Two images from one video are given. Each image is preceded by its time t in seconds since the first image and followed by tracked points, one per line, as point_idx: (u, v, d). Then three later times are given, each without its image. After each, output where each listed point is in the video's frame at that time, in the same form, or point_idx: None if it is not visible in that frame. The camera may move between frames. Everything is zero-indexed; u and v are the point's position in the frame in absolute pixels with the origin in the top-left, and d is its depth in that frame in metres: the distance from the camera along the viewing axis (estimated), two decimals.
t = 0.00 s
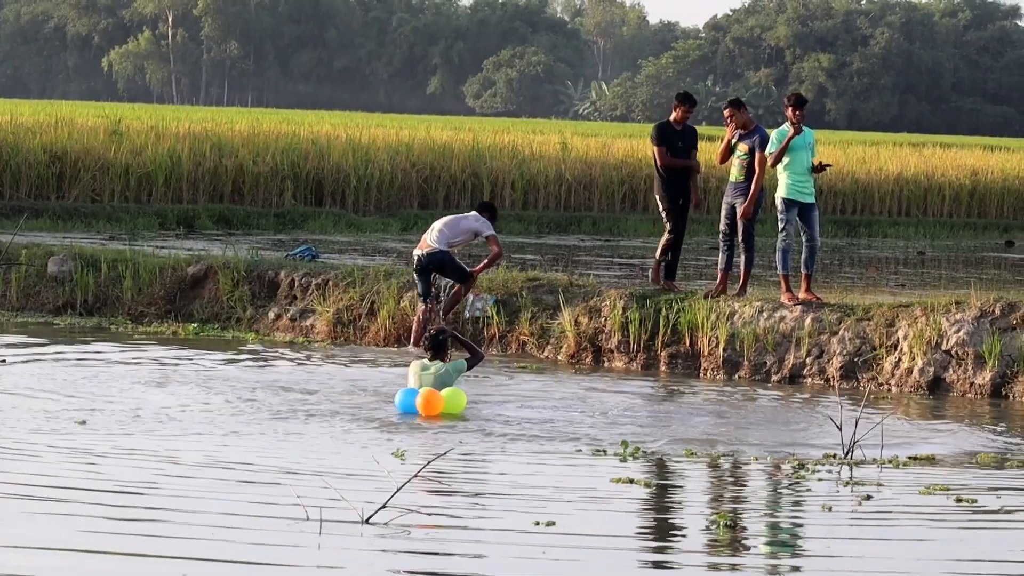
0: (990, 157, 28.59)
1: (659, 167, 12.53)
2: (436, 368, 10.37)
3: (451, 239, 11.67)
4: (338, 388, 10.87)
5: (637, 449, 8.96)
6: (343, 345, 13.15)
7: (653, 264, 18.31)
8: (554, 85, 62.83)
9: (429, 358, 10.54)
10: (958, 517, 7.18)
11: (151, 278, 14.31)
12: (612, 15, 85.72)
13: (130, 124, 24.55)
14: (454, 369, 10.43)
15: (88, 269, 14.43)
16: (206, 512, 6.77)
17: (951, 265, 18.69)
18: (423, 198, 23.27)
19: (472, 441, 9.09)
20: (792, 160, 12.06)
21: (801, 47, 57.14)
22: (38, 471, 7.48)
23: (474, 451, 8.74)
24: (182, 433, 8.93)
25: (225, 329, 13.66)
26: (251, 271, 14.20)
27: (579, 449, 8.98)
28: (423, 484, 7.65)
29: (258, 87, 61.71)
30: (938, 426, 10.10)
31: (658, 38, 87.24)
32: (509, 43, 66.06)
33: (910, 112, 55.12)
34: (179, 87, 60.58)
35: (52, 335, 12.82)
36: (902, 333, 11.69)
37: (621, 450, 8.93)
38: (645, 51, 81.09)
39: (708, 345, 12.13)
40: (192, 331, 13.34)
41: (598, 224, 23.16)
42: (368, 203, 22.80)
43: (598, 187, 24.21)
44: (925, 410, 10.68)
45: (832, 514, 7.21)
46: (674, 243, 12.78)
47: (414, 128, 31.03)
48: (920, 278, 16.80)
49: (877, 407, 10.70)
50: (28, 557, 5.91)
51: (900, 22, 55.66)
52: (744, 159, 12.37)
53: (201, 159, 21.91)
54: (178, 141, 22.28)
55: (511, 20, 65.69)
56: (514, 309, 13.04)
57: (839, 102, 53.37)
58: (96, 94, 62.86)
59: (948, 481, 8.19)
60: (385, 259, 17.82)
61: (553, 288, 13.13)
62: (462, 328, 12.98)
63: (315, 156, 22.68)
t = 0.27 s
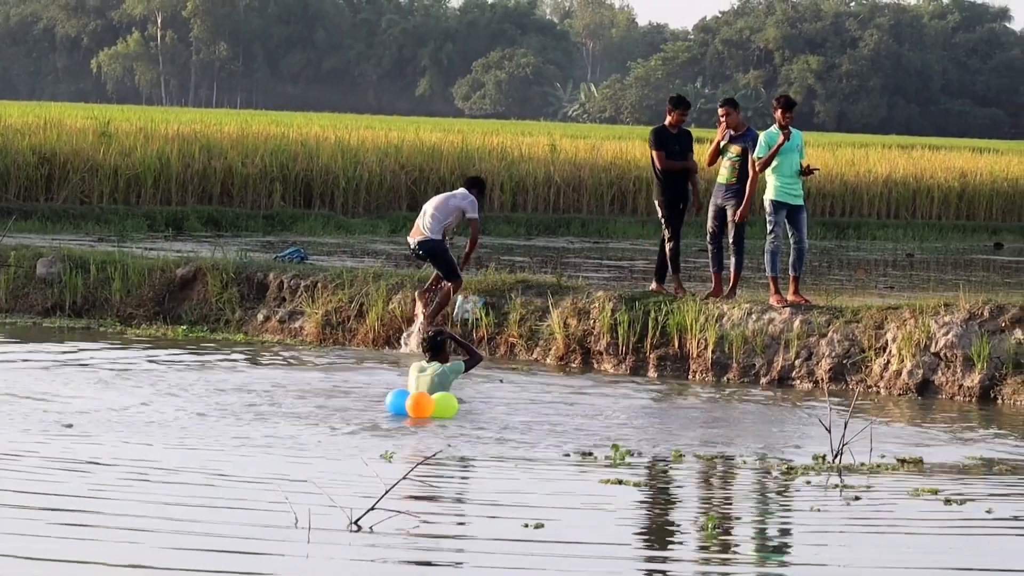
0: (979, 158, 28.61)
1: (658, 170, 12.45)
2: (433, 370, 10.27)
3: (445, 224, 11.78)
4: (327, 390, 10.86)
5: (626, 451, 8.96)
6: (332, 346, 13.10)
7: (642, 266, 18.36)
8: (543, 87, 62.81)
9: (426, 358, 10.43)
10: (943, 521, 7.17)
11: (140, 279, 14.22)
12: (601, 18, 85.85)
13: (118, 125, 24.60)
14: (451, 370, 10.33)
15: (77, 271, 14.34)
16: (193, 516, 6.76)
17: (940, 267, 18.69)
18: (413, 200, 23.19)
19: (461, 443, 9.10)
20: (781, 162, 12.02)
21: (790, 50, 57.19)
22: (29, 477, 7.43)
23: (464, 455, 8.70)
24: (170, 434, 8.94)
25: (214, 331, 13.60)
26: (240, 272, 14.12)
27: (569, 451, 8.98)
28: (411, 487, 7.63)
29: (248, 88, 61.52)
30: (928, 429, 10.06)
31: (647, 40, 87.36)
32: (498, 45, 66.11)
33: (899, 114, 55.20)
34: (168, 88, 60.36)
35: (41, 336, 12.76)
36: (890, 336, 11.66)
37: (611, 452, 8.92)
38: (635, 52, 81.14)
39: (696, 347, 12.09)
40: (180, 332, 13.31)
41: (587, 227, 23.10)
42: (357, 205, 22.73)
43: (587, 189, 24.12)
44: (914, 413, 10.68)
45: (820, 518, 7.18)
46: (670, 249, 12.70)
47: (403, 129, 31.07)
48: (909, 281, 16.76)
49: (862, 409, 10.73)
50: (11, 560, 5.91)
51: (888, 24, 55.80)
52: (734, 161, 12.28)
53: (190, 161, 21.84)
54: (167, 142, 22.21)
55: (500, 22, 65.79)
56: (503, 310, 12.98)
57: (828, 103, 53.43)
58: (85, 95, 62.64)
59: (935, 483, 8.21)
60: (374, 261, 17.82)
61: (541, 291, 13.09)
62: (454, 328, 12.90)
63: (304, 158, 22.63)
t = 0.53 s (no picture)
0: (973, 159, 28.63)
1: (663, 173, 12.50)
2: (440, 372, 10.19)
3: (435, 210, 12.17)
4: (322, 390, 10.87)
5: (620, 450, 8.96)
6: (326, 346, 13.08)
7: (636, 267, 18.38)
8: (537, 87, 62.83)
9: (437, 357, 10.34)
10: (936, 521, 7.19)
11: (134, 279, 14.21)
12: (596, 18, 85.90)
13: (111, 126, 24.64)
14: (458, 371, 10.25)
15: (72, 271, 14.32)
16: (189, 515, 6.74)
17: (934, 268, 18.71)
18: (407, 201, 23.19)
19: (455, 442, 9.12)
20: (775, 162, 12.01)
21: (785, 50, 57.25)
22: (26, 475, 7.44)
23: (458, 455, 8.70)
24: (163, 433, 8.95)
25: (208, 332, 13.59)
26: (235, 273, 14.11)
27: (564, 451, 9.00)
28: (404, 487, 7.64)
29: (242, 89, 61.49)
30: (922, 429, 10.09)
31: (641, 40, 87.45)
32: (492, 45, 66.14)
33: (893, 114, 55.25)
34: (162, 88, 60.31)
35: (36, 337, 12.75)
36: (885, 336, 11.67)
37: (606, 451, 8.93)
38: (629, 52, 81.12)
39: (691, 347, 12.10)
40: (175, 332, 13.32)
41: (581, 227, 23.08)
42: (351, 205, 22.71)
43: (581, 190, 24.16)
44: (908, 413, 10.69)
45: (813, 518, 7.18)
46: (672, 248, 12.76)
47: (398, 130, 31.09)
48: (902, 281, 16.78)
49: (856, 409, 10.77)
50: (10, 557, 5.91)
51: (882, 25, 55.88)
52: (729, 161, 12.22)
53: (185, 161, 21.83)
54: (161, 143, 22.20)
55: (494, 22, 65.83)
56: (497, 311, 12.95)
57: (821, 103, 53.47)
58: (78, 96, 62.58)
59: (928, 483, 8.23)
60: (369, 261, 17.84)
61: (535, 291, 13.07)
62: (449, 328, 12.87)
63: (298, 159, 22.63)
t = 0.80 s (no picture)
0: (969, 160, 28.64)
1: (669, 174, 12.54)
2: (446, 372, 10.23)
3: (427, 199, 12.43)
4: (319, 391, 10.86)
5: (618, 451, 8.96)
6: (322, 347, 13.07)
7: (632, 267, 18.41)
8: (533, 88, 62.85)
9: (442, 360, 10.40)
10: (932, 521, 7.20)
11: (131, 279, 14.20)
12: (592, 19, 85.93)
13: (107, 126, 24.66)
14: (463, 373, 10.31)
15: (68, 272, 14.30)
16: (186, 516, 6.75)
17: (929, 269, 18.73)
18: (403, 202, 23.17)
19: (452, 443, 9.12)
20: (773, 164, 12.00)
21: (781, 51, 57.30)
22: (24, 477, 7.42)
23: (455, 456, 8.69)
24: (159, 433, 8.96)
25: (204, 332, 13.59)
26: (231, 273, 14.10)
27: (561, 452, 8.99)
28: (401, 488, 7.63)
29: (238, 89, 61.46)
30: (918, 429, 10.11)
31: (637, 40, 87.51)
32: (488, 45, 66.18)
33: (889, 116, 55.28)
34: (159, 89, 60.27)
35: (33, 337, 12.74)
36: (881, 337, 11.68)
37: (603, 453, 8.92)
38: (625, 53, 81.11)
39: (687, 348, 12.10)
40: (171, 332, 13.33)
41: (578, 228, 23.09)
42: (347, 205, 22.68)
43: (578, 191, 24.15)
44: (905, 414, 10.70)
45: (809, 519, 7.19)
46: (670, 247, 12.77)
47: (394, 131, 31.10)
48: (899, 282, 16.80)
49: (852, 409, 10.77)
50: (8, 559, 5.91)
51: (879, 26, 55.94)
52: (724, 162, 12.11)
53: (181, 162, 21.82)
54: (159, 143, 22.19)
55: (490, 23, 65.89)
56: (494, 312, 12.93)
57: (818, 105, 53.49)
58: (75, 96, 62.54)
59: (924, 485, 8.23)
60: (365, 262, 17.84)
61: (531, 291, 13.06)
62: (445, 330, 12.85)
63: (295, 160, 22.62)
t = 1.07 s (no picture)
0: (943, 161, 28.75)
1: (648, 175, 12.57)
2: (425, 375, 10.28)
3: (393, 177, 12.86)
4: (293, 391, 10.83)
5: (593, 453, 8.97)
6: (296, 348, 13.03)
7: (607, 268, 18.42)
8: (507, 89, 62.88)
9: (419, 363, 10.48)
10: (906, 523, 7.22)
11: (105, 279, 14.13)
12: (567, 20, 86.07)
13: (81, 126, 24.54)
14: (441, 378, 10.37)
15: (42, 272, 14.23)
16: (159, 519, 6.74)
17: (904, 270, 18.80)
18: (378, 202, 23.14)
19: (427, 444, 9.10)
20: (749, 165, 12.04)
21: (755, 52, 57.48)
22: None
23: (429, 457, 8.67)
24: (132, 434, 8.91)
25: (178, 332, 13.54)
26: (205, 273, 14.05)
27: (535, 453, 8.98)
28: (375, 489, 7.63)
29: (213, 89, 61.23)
30: (893, 430, 10.14)
31: (612, 41, 87.67)
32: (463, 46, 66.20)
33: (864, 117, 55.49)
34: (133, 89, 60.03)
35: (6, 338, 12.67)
36: (855, 338, 11.71)
37: (579, 453, 8.92)
38: (600, 53, 81.18)
39: (661, 348, 12.12)
40: (145, 332, 13.29)
41: (552, 229, 23.12)
42: (322, 205, 22.62)
43: (552, 191, 24.16)
44: (879, 415, 10.72)
45: (782, 520, 7.23)
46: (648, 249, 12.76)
47: (368, 131, 31.05)
48: (874, 283, 16.85)
49: (826, 410, 10.78)
50: None
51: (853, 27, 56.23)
52: (703, 165, 12.14)
53: (156, 162, 21.74)
54: (133, 143, 22.09)
55: (464, 23, 65.92)
56: (468, 312, 12.92)
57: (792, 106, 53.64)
58: (48, 96, 62.23)
59: (898, 486, 8.25)
60: (340, 262, 17.80)
61: (506, 292, 13.06)
62: (417, 330, 12.85)
63: (269, 159, 22.56)
